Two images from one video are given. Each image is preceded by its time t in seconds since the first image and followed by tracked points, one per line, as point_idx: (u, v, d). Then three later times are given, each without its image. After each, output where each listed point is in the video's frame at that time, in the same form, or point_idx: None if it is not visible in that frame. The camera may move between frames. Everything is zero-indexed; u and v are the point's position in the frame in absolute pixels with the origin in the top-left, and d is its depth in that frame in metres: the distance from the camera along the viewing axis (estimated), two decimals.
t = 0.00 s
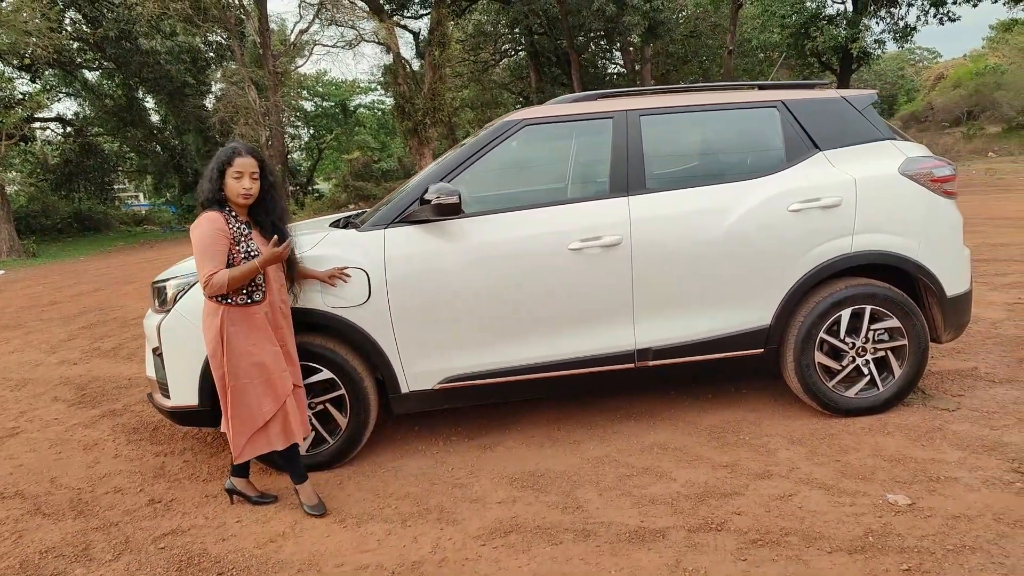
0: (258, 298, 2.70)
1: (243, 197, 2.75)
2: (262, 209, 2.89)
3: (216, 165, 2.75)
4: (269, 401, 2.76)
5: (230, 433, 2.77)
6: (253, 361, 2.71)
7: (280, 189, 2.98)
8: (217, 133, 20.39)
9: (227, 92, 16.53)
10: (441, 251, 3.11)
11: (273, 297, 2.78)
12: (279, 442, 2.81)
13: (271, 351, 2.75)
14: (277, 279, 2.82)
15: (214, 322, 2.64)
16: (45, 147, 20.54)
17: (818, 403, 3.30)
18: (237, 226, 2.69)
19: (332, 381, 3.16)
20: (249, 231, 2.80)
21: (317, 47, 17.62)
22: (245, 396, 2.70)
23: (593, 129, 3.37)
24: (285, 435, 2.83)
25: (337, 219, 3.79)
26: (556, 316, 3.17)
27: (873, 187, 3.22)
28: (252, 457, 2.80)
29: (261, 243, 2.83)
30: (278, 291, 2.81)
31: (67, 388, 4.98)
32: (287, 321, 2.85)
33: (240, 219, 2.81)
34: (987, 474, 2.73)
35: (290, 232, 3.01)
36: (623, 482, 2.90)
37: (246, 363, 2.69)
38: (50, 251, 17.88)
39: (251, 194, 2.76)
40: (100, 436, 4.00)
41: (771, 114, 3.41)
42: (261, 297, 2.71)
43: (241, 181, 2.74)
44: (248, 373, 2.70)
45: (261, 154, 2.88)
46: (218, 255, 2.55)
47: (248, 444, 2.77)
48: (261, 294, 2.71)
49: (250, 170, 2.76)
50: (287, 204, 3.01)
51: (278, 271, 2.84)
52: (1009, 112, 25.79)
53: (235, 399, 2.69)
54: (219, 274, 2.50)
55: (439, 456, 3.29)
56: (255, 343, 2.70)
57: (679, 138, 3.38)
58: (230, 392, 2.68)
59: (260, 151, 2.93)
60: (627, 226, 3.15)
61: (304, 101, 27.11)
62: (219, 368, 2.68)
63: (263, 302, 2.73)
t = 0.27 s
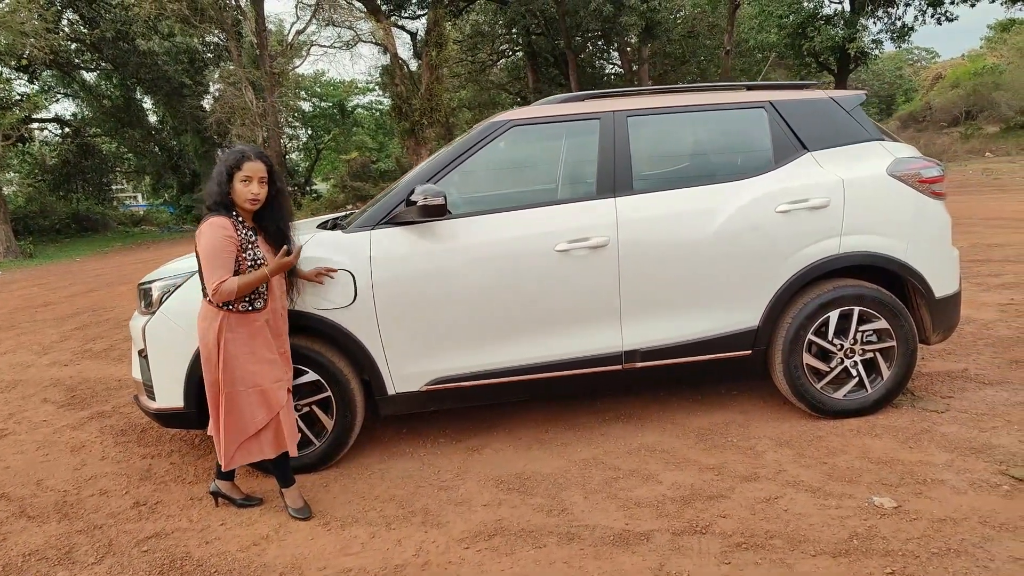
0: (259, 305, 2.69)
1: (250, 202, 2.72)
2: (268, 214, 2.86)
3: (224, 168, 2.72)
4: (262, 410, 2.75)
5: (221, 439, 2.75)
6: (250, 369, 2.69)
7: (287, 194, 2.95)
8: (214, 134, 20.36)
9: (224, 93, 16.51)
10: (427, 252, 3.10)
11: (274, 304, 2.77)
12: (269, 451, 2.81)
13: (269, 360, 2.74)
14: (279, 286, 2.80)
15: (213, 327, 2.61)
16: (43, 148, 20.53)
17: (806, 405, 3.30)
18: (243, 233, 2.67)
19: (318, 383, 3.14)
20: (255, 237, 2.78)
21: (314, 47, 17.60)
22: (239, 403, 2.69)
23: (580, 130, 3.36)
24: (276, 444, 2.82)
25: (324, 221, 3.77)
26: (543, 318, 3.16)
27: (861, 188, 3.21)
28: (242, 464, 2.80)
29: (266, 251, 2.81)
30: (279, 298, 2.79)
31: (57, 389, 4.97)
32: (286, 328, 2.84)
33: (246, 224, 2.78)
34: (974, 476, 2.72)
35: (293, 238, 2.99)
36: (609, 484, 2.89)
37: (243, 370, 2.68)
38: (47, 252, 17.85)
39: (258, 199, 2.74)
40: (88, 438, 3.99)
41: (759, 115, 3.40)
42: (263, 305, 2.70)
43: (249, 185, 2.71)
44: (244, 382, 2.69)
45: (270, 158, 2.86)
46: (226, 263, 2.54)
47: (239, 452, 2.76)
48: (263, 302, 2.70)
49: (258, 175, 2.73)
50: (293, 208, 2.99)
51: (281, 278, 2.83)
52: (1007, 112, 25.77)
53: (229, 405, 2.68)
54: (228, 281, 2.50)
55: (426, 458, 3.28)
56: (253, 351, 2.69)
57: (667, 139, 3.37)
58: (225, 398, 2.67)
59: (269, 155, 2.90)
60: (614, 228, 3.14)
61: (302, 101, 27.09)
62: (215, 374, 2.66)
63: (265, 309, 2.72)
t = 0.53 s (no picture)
0: (266, 307, 2.66)
1: (253, 198, 2.68)
2: (272, 210, 2.80)
3: (224, 165, 2.68)
4: (260, 415, 2.72)
5: (216, 439, 2.73)
6: (253, 372, 2.67)
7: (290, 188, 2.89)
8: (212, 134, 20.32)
9: (221, 93, 16.47)
10: (417, 254, 3.08)
11: (282, 305, 2.74)
12: (263, 457, 2.77)
13: (273, 363, 2.72)
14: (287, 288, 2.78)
15: (217, 325, 2.60)
16: (41, 148, 20.49)
17: (797, 407, 3.29)
18: (248, 233, 2.64)
19: (307, 384, 3.13)
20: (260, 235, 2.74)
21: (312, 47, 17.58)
22: (238, 405, 2.67)
23: (570, 131, 3.35)
24: (271, 451, 2.79)
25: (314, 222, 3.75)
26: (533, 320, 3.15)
27: (851, 190, 3.20)
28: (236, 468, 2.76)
29: (273, 250, 2.77)
30: (285, 301, 2.76)
31: (48, 390, 4.95)
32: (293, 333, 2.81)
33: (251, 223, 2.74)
34: (965, 480, 2.71)
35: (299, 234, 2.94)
36: (598, 487, 2.87)
37: (246, 372, 2.66)
38: (44, 252, 17.80)
39: (260, 194, 2.69)
40: (78, 440, 3.97)
41: (750, 115, 3.39)
42: (269, 306, 2.67)
43: (250, 182, 2.67)
44: (243, 384, 2.67)
45: (269, 152, 2.80)
46: (233, 265, 2.53)
47: (233, 455, 2.73)
48: (269, 304, 2.67)
49: (257, 171, 2.69)
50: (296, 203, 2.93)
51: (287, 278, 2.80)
52: (1006, 113, 25.78)
53: (228, 407, 2.66)
54: (235, 287, 2.50)
55: (416, 460, 3.27)
56: (255, 354, 2.67)
57: (658, 140, 3.35)
58: (224, 399, 2.64)
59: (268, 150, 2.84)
60: (604, 229, 3.13)
61: (300, 101, 27.06)
62: (216, 374, 2.64)
63: (271, 311, 2.68)
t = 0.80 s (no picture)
0: (269, 297, 2.66)
1: (244, 186, 2.68)
2: (264, 199, 2.82)
3: (210, 158, 2.69)
4: (268, 407, 2.72)
5: (223, 436, 2.69)
6: (259, 365, 2.67)
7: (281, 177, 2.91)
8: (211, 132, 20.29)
9: (220, 91, 16.45)
10: (409, 252, 3.07)
11: (282, 295, 2.74)
12: (270, 450, 2.77)
13: (279, 355, 2.72)
14: (286, 277, 2.78)
15: (223, 319, 2.58)
16: (41, 146, 20.47)
17: (791, 407, 3.28)
18: (242, 223, 2.64)
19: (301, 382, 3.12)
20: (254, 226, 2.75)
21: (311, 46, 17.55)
22: (245, 398, 2.65)
23: (564, 129, 3.34)
24: (279, 444, 2.79)
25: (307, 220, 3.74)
26: (526, 319, 3.14)
27: (845, 189, 3.20)
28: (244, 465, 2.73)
29: (269, 241, 2.78)
30: (286, 290, 2.76)
31: (43, 388, 4.95)
32: (298, 326, 2.82)
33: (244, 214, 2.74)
34: (958, 479, 2.70)
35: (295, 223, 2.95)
36: (590, 486, 2.87)
37: (252, 365, 2.65)
38: (43, 250, 17.78)
39: (250, 181, 2.70)
40: (71, 438, 3.96)
41: (744, 114, 3.39)
42: (271, 297, 2.66)
43: (238, 170, 2.68)
44: (251, 377, 2.66)
45: (256, 143, 2.82)
46: (229, 256, 2.52)
47: (240, 452, 2.69)
48: (271, 293, 2.66)
49: (245, 158, 2.70)
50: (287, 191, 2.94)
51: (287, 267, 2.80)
52: (1006, 112, 25.75)
53: (235, 402, 2.64)
54: (228, 276, 2.45)
55: (409, 459, 3.26)
56: (261, 347, 2.66)
57: (652, 139, 3.35)
58: (232, 394, 2.63)
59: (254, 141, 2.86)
60: (597, 228, 3.12)
61: (300, 100, 27.03)
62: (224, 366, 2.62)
63: (274, 301, 2.68)
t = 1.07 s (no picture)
0: (263, 293, 2.65)
1: (235, 181, 2.69)
2: (257, 195, 2.83)
3: (202, 155, 2.70)
4: (276, 402, 2.73)
5: (235, 435, 2.72)
6: (262, 362, 2.67)
7: (273, 174, 2.92)
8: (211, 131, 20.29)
9: (220, 91, 16.46)
10: (405, 251, 3.07)
11: (279, 290, 2.73)
12: (284, 443, 2.79)
13: (281, 349, 2.72)
14: (280, 272, 2.76)
15: (221, 321, 2.57)
16: (41, 146, 20.48)
17: (787, 405, 3.28)
18: (233, 220, 2.65)
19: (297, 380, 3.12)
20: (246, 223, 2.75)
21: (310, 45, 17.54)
22: (254, 396, 2.67)
23: (560, 128, 3.34)
24: (292, 436, 2.81)
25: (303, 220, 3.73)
26: (522, 317, 3.14)
27: (842, 188, 3.19)
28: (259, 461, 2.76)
29: (261, 237, 2.78)
30: (282, 283, 2.75)
31: (41, 387, 4.95)
32: (299, 319, 2.80)
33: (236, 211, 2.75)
34: (954, 479, 2.70)
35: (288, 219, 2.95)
36: (586, 485, 2.87)
37: (255, 363, 2.65)
38: (44, 249, 17.78)
39: (242, 177, 2.71)
40: (69, 437, 3.97)
41: (740, 113, 3.39)
42: (266, 293, 2.66)
43: (230, 165, 2.69)
44: (254, 374, 2.66)
45: (247, 139, 2.84)
46: (218, 254, 2.50)
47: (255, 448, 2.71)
48: (266, 290, 2.66)
49: (236, 153, 2.72)
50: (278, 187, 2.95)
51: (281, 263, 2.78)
52: (1007, 111, 25.71)
53: (243, 400, 2.65)
54: (217, 274, 2.43)
55: (405, 458, 3.26)
56: (262, 343, 2.66)
57: (648, 137, 3.35)
58: (238, 393, 2.63)
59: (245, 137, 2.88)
60: (593, 227, 3.12)
61: (300, 99, 27.02)
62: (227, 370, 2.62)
63: (269, 298, 2.67)
